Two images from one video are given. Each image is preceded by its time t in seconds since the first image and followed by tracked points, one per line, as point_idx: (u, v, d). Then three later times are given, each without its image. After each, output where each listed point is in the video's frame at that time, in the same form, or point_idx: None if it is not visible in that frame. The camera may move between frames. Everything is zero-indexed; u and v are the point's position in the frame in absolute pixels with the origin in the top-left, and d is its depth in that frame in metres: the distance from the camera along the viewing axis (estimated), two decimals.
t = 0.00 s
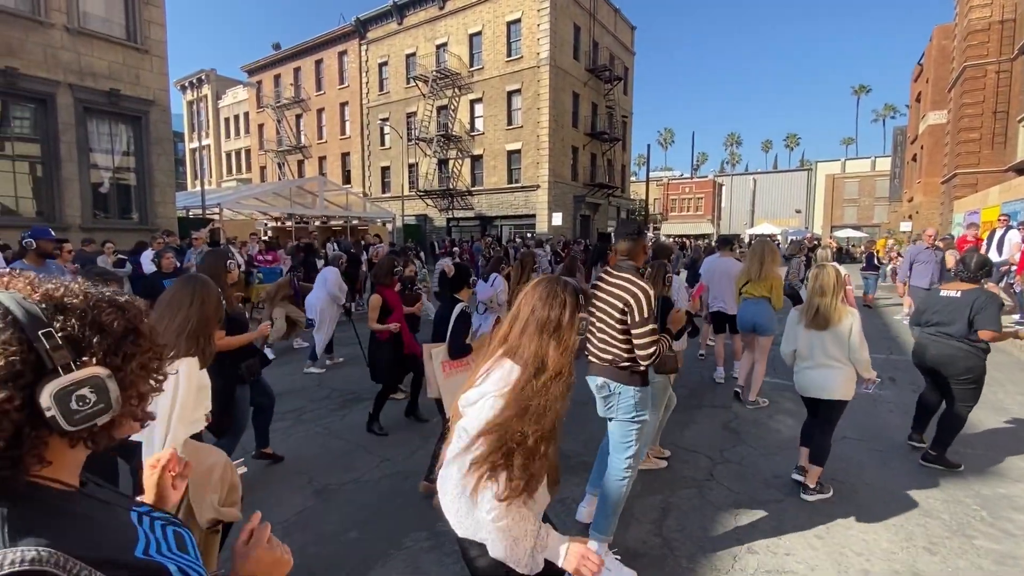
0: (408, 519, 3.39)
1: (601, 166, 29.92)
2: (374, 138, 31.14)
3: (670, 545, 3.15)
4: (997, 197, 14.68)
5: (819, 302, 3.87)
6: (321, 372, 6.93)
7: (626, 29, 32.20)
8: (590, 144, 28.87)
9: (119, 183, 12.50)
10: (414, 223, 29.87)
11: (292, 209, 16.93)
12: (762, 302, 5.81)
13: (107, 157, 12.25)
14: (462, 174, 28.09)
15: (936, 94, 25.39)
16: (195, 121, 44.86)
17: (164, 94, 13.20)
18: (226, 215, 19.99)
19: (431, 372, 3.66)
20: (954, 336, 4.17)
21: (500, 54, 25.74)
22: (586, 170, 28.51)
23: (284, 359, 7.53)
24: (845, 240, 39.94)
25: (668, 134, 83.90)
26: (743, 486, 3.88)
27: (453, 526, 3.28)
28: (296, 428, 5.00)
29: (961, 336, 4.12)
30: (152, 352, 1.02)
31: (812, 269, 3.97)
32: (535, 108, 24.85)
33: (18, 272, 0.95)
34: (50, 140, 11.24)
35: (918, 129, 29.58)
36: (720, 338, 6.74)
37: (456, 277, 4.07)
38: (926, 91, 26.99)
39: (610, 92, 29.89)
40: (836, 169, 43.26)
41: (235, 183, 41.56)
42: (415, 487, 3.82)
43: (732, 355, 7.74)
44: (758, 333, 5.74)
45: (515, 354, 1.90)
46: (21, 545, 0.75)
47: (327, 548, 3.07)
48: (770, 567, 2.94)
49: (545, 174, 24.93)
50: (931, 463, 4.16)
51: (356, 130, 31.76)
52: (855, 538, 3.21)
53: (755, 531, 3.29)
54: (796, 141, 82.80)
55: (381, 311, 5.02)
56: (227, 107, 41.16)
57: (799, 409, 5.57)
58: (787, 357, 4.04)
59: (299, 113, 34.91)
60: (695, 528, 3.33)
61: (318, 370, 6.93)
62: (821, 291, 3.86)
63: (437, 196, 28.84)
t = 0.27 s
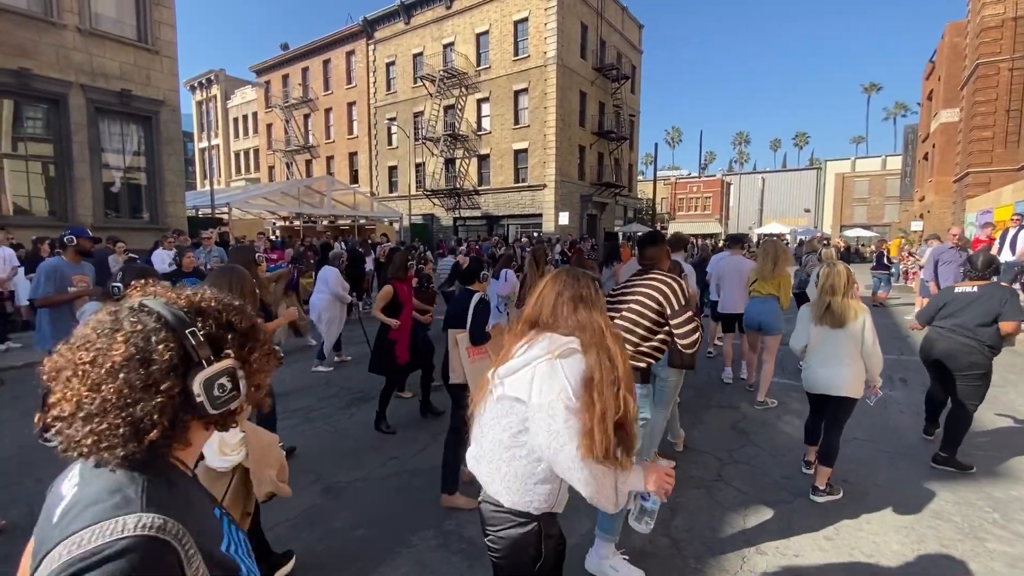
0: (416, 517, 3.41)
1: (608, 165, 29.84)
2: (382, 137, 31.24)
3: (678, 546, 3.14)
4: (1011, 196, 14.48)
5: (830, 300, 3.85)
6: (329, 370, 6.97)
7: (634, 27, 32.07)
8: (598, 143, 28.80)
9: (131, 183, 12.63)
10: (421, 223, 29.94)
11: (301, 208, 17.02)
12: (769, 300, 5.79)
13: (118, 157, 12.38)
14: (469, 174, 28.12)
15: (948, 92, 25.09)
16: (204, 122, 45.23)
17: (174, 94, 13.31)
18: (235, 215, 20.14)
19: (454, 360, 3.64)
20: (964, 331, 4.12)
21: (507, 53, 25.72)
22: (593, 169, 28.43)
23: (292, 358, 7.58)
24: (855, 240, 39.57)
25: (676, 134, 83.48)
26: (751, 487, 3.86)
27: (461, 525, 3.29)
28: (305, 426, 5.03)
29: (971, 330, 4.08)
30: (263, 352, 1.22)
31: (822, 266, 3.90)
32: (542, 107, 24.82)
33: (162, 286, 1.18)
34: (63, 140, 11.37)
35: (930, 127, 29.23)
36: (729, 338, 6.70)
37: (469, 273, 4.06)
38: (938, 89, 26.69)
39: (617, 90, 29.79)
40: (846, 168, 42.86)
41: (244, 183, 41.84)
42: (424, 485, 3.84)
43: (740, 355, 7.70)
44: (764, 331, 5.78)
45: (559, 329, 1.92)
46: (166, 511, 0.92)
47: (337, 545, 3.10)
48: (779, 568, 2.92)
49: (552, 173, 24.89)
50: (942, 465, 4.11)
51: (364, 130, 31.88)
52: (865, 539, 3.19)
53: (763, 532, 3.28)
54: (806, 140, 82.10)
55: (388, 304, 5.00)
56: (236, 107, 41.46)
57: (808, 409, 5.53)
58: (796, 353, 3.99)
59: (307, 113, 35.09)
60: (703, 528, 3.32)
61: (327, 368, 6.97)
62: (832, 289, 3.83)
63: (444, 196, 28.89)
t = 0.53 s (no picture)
0: (422, 516, 3.41)
1: (614, 164, 29.74)
2: (388, 137, 31.28)
3: (685, 546, 3.13)
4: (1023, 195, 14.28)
5: (836, 302, 3.81)
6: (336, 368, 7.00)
7: (640, 26, 31.94)
8: (604, 142, 28.71)
9: (140, 183, 12.74)
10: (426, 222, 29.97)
11: (307, 208, 17.09)
12: (779, 300, 5.76)
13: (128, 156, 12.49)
14: (475, 173, 28.13)
15: (958, 90, 24.81)
16: (212, 121, 45.49)
17: (183, 94, 13.40)
18: (242, 214, 20.25)
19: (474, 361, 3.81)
20: (972, 331, 4.12)
21: (513, 52, 25.69)
22: (599, 168, 28.35)
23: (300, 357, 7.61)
24: (863, 240, 39.23)
25: (683, 133, 83.08)
26: (759, 487, 3.84)
27: (467, 523, 3.30)
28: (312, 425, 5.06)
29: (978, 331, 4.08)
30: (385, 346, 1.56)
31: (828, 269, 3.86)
32: (548, 106, 24.78)
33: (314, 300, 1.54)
34: (73, 140, 11.48)
35: (940, 126, 28.92)
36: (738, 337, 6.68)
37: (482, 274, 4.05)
38: (949, 87, 26.40)
39: (623, 89, 29.68)
40: (855, 167, 42.48)
41: (251, 182, 42.04)
42: (430, 483, 3.85)
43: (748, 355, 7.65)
44: (774, 330, 5.76)
45: (580, 324, 2.22)
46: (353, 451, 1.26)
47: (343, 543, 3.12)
48: (786, 570, 2.90)
49: (558, 172, 24.84)
50: (956, 464, 4.10)
51: (370, 129, 31.96)
52: (873, 540, 3.16)
53: (771, 532, 3.26)
54: (814, 139, 81.48)
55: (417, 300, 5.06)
56: (244, 107, 41.67)
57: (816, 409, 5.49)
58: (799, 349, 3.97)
59: (313, 112, 35.21)
60: (710, 529, 3.30)
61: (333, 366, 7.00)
62: (835, 293, 3.80)
63: (450, 195, 28.90)
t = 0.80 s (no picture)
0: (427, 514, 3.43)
1: (618, 164, 29.68)
2: (392, 136, 31.31)
3: (690, 547, 3.12)
4: None
5: (838, 291, 3.79)
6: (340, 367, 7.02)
7: (644, 25, 31.85)
8: (607, 142, 28.67)
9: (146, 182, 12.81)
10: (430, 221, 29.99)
11: (311, 207, 17.12)
12: (786, 295, 5.75)
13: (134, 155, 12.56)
14: (478, 172, 28.13)
15: (965, 89, 24.64)
16: (217, 121, 45.65)
17: (188, 94, 13.45)
18: (247, 213, 20.30)
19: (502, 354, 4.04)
20: (978, 320, 4.30)
21: (517, 52, 25.67)
22: (602, 167, 28.30)
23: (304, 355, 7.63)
24: (869, 240, 39.03)
25: (687, 133, 82.83)
26: (763, 488, 3.83)
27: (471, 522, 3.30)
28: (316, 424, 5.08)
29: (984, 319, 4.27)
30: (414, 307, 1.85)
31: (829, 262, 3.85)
32: (552, 105, 24.75)
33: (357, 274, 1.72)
34: (80, 139, 11.54)
35: (947, 125, 28.71)
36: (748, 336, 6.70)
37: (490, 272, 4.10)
38: (955, 86, 26.25)
39: (627, 89, 29.60)
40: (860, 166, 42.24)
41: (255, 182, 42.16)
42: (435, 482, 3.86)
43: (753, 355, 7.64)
44: (785, 326, 5.73)
45: (600, 316, 2.23)
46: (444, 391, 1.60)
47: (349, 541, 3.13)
48: (790, 570, 2.89)
49: (562, 172, 24.80)
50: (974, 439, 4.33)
51: (374, 128, 32.00)
52: (879, 541, 3.15)
53: (774, 532, 3.26)
54: (819, 138, 81.03)
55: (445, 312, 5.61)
56: (248, 106, 41.79)
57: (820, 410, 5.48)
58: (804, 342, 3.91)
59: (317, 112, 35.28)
60: (714, 529, 3.30)
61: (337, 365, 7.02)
62: (838, 281, 3.78)
63: (453, 194, 28.91)
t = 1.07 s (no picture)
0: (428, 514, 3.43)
1: (619, 164, 29.67)
2: (393, 136, 31.31)
3: (692, 548, 3.11)
4: None
5: (843, 292, 3.78)
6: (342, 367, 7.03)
7: (646, 25, 31.82)
8: (608, 142, 28.66)
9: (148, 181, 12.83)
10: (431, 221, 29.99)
11: (312, 207, 17.12)
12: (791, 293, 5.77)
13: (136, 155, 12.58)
14: (479, 172, 28.14)
15: (967, 90, 24.60)
16: (218, 120, 45.70)
17: (189, 94, 13.46)
18: (248, 213, 20.32)
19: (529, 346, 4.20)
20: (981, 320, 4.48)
21: (518, 52, 25.66)
22: (603, 168, 28.30)
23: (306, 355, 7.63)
24: (870, 240, 39.00)
25: (689, 133, 82.73)
26: (765, 488, 3.82)
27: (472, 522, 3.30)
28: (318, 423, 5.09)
29: (992, 313, 4.47)
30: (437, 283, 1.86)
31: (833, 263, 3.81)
32: (553, 105, 24.74)
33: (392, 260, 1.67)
34: (82, 139, 11.55)
35: (948, 125, 28.67)
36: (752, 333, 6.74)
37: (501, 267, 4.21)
38: (957, 86, 26.21)
39: (628, 89, 29.58)
40: (862, 166, 42.16)
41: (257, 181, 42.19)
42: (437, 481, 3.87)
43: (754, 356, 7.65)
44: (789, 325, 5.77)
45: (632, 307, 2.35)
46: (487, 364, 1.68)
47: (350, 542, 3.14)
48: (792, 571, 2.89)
49: (563, 172, 24.79)
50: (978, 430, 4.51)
51: (375, 128, 32.02)
52: (881, 541, 3.15)
53: (776, 532, 3.26)
54: (820, 138, 80.96)
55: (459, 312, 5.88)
56: (249, 106, 41.82)
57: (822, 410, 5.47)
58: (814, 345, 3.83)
59: (319, 111, 35.30)
60: (715, 528, 3.30)
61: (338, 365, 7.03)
62: (844, 282, 3.76)
63: (454, 194, 28.91)
